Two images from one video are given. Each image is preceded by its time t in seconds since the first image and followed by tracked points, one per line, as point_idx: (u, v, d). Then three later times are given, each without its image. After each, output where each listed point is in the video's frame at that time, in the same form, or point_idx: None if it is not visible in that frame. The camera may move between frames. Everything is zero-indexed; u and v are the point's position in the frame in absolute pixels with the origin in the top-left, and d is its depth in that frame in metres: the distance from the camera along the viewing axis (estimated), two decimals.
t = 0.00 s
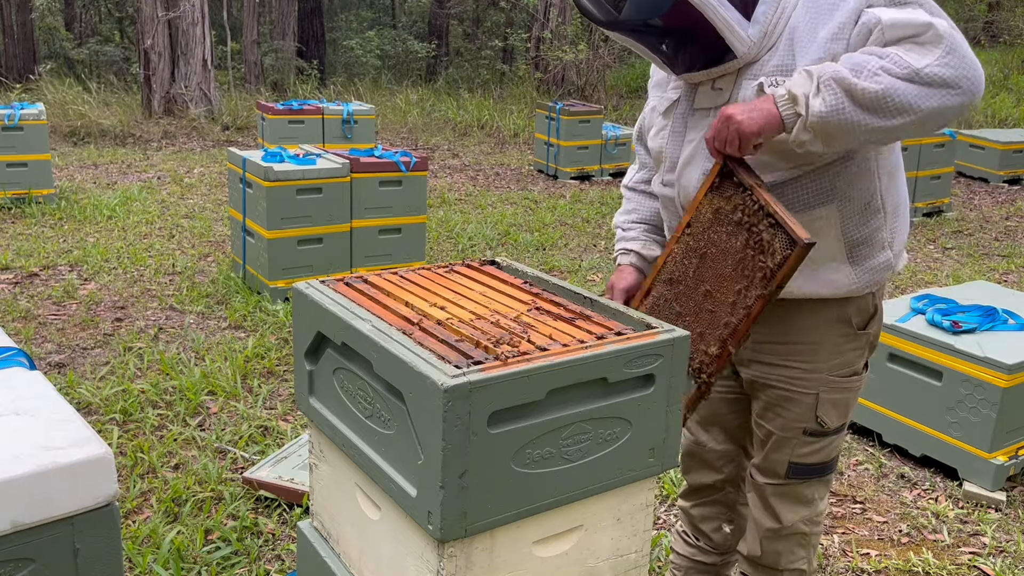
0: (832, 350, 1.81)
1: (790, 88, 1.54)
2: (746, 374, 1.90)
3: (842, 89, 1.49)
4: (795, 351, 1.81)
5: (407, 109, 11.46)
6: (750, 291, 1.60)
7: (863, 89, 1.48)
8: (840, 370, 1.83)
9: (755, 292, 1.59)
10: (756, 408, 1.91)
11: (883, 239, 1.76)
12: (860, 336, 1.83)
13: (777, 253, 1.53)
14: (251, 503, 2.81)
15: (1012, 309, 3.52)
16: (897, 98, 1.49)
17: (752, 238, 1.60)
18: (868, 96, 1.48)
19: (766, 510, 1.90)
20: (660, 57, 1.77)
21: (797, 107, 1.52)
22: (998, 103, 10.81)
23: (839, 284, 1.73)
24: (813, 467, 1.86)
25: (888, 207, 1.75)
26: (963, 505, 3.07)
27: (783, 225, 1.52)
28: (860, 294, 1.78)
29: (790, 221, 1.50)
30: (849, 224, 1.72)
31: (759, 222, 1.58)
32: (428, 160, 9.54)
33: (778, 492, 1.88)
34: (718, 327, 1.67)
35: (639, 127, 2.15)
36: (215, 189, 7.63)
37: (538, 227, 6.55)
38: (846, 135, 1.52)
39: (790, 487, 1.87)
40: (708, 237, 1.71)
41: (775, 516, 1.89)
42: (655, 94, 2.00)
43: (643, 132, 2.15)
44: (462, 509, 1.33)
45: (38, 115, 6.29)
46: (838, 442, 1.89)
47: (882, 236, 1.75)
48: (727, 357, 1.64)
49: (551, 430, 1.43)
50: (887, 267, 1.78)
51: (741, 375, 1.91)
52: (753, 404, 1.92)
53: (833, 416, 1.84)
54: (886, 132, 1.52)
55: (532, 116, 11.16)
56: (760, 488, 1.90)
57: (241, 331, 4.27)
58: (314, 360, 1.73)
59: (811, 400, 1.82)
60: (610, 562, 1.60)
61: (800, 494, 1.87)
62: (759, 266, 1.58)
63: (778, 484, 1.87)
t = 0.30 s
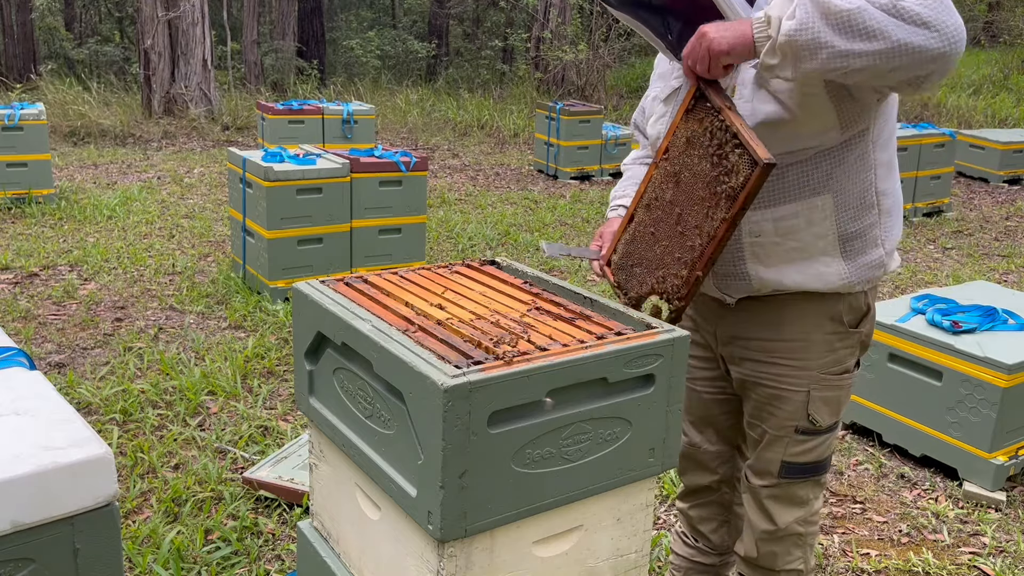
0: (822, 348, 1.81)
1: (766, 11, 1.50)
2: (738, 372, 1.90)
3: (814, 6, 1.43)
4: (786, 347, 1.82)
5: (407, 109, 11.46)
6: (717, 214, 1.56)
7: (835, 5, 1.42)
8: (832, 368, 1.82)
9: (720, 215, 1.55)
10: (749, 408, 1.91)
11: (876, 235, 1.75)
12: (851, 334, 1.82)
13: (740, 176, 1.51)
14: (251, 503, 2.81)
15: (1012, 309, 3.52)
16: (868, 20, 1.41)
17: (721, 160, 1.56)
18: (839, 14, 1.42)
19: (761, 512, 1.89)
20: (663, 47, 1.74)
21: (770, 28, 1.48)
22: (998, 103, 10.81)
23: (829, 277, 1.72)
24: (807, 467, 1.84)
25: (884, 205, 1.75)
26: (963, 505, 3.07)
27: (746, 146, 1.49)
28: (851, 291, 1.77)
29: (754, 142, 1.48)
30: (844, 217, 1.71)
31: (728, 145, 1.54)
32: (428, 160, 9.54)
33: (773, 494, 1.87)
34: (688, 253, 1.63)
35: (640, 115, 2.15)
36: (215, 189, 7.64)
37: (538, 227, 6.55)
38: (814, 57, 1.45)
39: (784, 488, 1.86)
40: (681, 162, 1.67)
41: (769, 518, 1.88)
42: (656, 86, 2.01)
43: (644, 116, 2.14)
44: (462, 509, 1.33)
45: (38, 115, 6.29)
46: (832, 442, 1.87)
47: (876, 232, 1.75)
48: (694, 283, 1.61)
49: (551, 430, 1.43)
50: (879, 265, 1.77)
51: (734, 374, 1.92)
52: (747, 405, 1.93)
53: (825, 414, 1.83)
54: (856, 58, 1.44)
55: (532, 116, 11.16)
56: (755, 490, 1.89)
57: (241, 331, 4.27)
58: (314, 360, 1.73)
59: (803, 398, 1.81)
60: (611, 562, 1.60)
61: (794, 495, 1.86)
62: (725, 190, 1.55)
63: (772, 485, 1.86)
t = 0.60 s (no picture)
0: (806, 348, 1.81)
1: None
2: (722, 369, 1.91)
3: None
4: (770, 346, 1.82)
5: (407, 109, 11.46)
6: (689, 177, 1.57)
7: None
8: (816, 368, 1.82)
9: (690, 184, 1.57)
10: (736, 407, 1.92)
11: (864, 241, 1.75)
12: (836, 335, 1.82)
13: (717, 161, 1.52)
14: (251, 503, 2.81)
15: (1013, 309, 3.52)
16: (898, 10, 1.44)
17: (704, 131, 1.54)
18: None
19: (750, 514, 1.89)
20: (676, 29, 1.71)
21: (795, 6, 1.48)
22: (998, 103, 10.81)
23: (815, 278, 1.73)
24: (793, 469, 1.84)
25: (876, 212, 1.76)
26: (963, 506, 3.07)
27: (732, 138, 1.49)
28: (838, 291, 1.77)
29: (741, 138, 1.47)
30: (835, 219, 1.71)
31: (715, 125, 1.52)
32: (428, 160, 9.54)
33: (760, 496, 1.87)
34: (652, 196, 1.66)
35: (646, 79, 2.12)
36: (215, 189, 7.63)
37: (538, 227, 6.55)
38: (840, 39, 1.46)
39: (771, 490, 1.85)
40: (664, 106, 1.62)
41: (758, 521, 1.88)
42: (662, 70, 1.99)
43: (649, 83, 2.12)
44: (462, 509, 1.33)
45: (38, 115, 6.29)
46: (819, 443, 1.87)
47: (863, 237, 1.75)
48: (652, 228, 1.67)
49: (551, 430, 1.43)
50: (865, 272, 1.77)
51: (719, 372, 1.93)
52: (734, 405, 1.93)
53: (809, 415, 1.83)
54: (881, 47, 1.46)
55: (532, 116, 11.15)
56: (744, 493, 1.89)
57: (241, 331, 4.27)
58: (314, 359, 1.73)
59: (787, 398, 1.82)
60: (610, 562, 1.60)
61: (783, 497, 1.86)
62: (701, 162, 1.55)
63: (759, 487, 1.86)
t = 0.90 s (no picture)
0: (804, 348, 1.81)
1: (787, 79, 1.48)
2: (721, 368, 1.91)
3: (843, 92, 1.46)
4: (768, 346, 1.82)
5: (407, 109, 11.45)
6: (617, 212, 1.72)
7: (862, 94, 1.46)
8: (814, 368, 1.83)
9: (613, 217, 1.73)
10: (734, 407, 1.92)
11: (864, 247, 1.76)
12: (834, 335, 1.83)
13: (643, 219, 1.66)
14: (251, 503, 2.81)
15: (1013, 309, 3.52)
16: (887, 114, 1.48)
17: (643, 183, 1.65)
18: (863, 106, 1.47)
19: (749, 514, 1.89)
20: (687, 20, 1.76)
21: (788, 98, 1.48)
22: (998, 103, 10.80)
23: (814, 281, 1.73)
24: (791, 468, 1.84)
25: (876, 219, 1.76)
26: (963, 506, 3.07)
27: (661, 207, 1.62)
28: (837, 293, 1.78)
29: (670, 214, 1.61)
30: (836, 225, 1.71)
31: (653, 186, 1.63)
32: (428, 160, 9.53)
33: (759, 496, 1.87)
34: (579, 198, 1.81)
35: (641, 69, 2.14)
36: (215, 189, 7.63)
37: (538, 226, 6.55)
38: (825, 139, 1.51)
39: (769, 490, 1.85)
40: (621, 134, 1.70)
41: (757, 521, 1.88)
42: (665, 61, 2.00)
43: (650, 55, 2.13)
44: (461, 509, 1.33)
45: (38, 115, 6.30)
46: (816, 443, 1.87)
47: (863, 244, 1.76)
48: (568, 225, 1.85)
49: (551, 430, 1.43)
50: (863, 276, 1.78)
51: (717, 371, 1.93)
52: (732, 404, 1.93)
53: (808, 415, 1.84)
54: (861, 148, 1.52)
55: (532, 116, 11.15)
56: (742, 492, 1.89)
57: (241, 331, 4.27)
58: (314, 360, 1.73)
59: (785, 398, 1.82)
60: (610, 562, 1.60)
61: (781, 497, 1.86)
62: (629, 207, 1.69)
63: (758, 487, 1.86)
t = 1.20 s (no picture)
0: (807, 349, 1.81)
1: (763, 141, 1.48)
2: (723, 368, 1.91)
3: (822, 146, 1.47)
4: (771, 346, 1.82)
5: (407, 109, 11.46)
6: (598, 265, 1.72)
7: (843, 146, 1.47)
8: (816, 368, 1.83)
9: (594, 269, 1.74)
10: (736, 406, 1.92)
11: (866, 250, 1.76)
12: (837, 335, 1.83)
13: (622, 279, 1.67)
14: (251, 503, 2.81)
15: (1012, 309, 3.52)
16: (869, 159, 1.49)
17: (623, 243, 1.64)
18: (845, 157, 1.48)
19: (750, 513, 1.89)
20: (687, 26, 1.74)
21: (770, 164, 1.49)
22: (998, 103, 10.80)
23: (815, 285, 1.73)
24: (793, 468, 1.85)
25: (877, 221, 1.75)
26: (963, 506, 3.07)
27: (639, 273, 1.62)
28: (840, 295, 1.78)
29: (646, 282, 1.61)
30: (837, 230, 1.71)
31: (631, 248, 1.62)
32: (428, 160, 9.53)
33: (760, 496, 1.87)
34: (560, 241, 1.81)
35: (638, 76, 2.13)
36: (215, 189, 7.63)
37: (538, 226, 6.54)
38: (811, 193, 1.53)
39: (770, 490, 1.85)
40: (599, 187, 1.68)
41: (758, 520, 1.88)
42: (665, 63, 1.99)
43: (649, 58, 2.11)
44: (461, 509, 1.33)
45: (38, 115, 6.30)
46: (817, 444, 1.88)
47: (865, 247, 1.75)
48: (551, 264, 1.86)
49: (551, 429, 1.43)
50: (865, 278, 1.78)
51: (719, 370, 1.93)
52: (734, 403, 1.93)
53: (810, 415, 1.84)
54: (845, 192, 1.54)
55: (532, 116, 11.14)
56: (743, 492, 1.89)
57: (241, 331, 4.27)
58: (314, 360, 1.73)
59: (788, 398, 1.82)
60: (610, 562, 1.60)
61: (782, 497, 1.86)
62: (609, 264, 1.69)
63: (759, 486, 1.86)
